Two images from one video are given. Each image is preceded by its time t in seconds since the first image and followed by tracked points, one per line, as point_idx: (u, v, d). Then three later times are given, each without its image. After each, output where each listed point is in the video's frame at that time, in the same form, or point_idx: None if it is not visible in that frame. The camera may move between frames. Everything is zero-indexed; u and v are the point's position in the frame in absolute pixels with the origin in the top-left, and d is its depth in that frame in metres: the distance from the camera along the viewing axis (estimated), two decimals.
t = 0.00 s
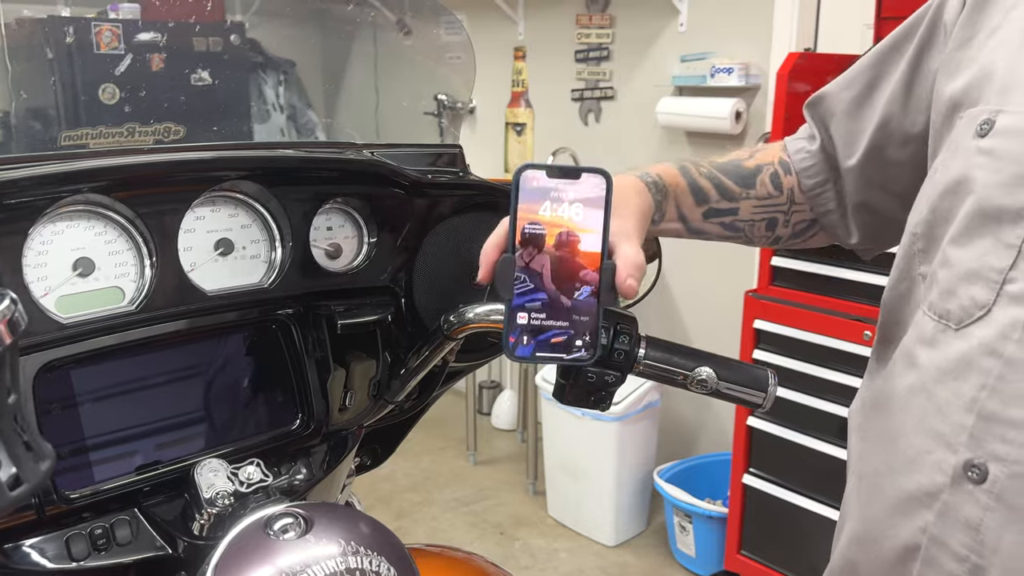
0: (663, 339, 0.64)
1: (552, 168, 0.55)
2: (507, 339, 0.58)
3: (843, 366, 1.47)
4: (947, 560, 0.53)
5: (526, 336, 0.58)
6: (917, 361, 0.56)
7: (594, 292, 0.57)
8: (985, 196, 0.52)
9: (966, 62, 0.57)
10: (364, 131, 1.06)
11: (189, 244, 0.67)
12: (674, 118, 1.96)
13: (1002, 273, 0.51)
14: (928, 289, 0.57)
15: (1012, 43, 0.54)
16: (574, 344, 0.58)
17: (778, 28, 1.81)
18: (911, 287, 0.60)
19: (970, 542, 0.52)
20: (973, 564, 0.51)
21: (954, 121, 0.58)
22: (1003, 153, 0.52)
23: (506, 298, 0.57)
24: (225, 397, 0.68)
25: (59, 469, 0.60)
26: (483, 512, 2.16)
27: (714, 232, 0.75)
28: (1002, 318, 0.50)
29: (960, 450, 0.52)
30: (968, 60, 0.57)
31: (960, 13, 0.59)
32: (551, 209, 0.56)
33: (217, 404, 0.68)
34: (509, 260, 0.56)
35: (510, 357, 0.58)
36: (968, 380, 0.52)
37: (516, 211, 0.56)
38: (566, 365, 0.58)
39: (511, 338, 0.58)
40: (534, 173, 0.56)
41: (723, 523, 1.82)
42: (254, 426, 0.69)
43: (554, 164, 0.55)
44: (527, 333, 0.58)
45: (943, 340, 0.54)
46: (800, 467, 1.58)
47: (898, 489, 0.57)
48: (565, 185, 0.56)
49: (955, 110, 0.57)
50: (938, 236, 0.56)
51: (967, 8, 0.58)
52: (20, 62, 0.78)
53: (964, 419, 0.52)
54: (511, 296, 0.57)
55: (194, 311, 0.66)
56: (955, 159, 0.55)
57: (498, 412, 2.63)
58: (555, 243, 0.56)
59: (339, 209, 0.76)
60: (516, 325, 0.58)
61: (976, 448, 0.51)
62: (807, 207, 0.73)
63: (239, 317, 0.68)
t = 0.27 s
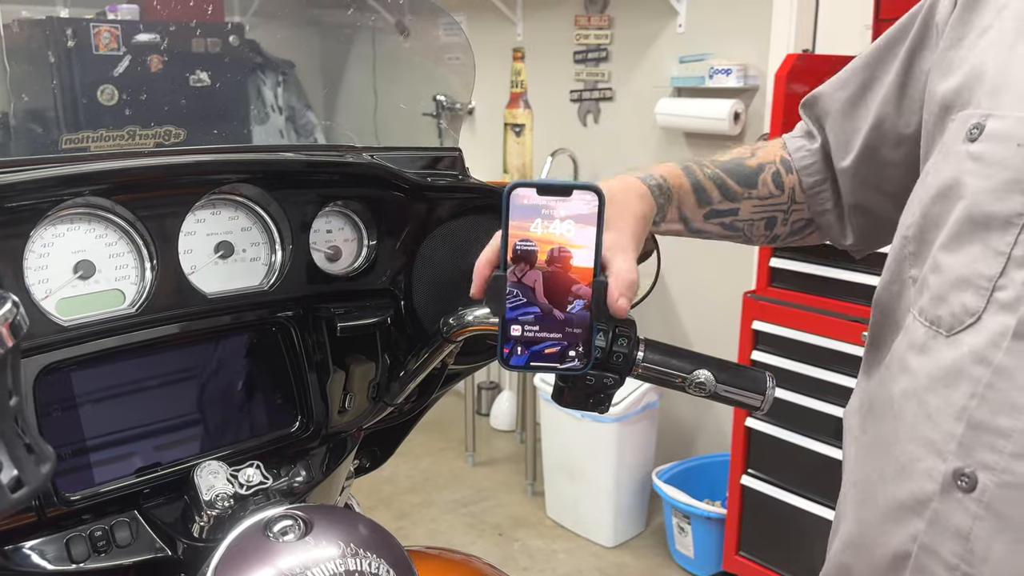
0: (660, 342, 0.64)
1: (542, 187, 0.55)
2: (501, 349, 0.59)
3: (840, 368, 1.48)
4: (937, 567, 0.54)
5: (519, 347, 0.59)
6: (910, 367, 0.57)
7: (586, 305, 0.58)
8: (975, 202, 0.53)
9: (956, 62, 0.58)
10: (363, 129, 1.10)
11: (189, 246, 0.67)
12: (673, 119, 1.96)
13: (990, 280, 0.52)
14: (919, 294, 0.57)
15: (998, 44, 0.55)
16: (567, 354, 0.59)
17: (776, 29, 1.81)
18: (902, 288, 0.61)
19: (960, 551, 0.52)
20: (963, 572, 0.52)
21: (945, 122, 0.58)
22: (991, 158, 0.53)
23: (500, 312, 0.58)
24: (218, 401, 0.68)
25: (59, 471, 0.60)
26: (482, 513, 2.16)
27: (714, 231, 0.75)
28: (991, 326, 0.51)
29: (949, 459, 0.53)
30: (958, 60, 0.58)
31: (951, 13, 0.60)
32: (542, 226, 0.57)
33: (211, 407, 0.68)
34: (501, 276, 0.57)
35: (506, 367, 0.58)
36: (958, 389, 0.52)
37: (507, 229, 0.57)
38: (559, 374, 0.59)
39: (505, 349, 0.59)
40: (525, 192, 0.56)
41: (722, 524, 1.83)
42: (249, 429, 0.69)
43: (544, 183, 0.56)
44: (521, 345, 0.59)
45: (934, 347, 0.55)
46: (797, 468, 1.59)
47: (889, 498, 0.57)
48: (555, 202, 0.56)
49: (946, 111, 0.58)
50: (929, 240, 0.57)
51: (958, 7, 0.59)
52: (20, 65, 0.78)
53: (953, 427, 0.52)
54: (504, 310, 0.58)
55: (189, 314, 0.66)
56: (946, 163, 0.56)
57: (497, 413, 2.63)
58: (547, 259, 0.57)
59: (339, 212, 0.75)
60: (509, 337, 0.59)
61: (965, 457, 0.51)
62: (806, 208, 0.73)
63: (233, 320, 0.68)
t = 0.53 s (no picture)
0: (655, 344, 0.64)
1: (540, 181, 0.57)
2: (499, 348, 0.58)
3: (837, 368, 1.48)
4: (934, 570, 0.54)
5: (518, 345, 0.59)
6: (903, 371, 0.57)
7: (584, 302, 0.59)
8: (968, 203, 0.54)
9: (948, 74, 0.59)
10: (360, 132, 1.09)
11: (185, 247, 0.67)
12: (671, 120, 1.96)
13: (985, 281, 0.52)
14: (913, 297, 0.58)
15: (985, 59, 0.56)
16: (565, 352, 0.59)
17: (774, 30, 1.82)
18: (897, 294, 0.62)
19: (960, 556, 0.52)
20: None
21: (936, 129, 0.59)
22: (982, 159, 0.53)
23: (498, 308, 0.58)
24: (214, 402, 0.68)
25: (56, 471, 0.60)
26: (480, 513, 2.16)
27: (739, 249, 0.76)
28: (987, 327, 0.52)
29: (948, 463, 0.53)
30: (949, 72, 0.59)
31: (941, 24, 0.61)
32: (541, 222, 0.57)
33: (206, 407, 0.68)
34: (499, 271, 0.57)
35: (504, 367, 0.58)
36: (955, 392, 0.53)
37: (506, 224, 0.57)
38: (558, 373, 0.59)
39: (503, 347, 0.58)
40: (524, 188, 0.57)
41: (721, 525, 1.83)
42: (244, 430, 0.69)
43: (542, 177, 0.57)
44: (519, 343, 0.59)
45: (928, 349, 0.55)
46: (796, 469, 1.59)
47: (884, 502, 0.57)
48: (554, 197, 0.57)
49: (936, 120, 0.59)
50: (922, 244, 0.58)
51: (949, 17, 0.60)
52: (20, 65, 0.79)
53: (951, 430, 0.53)
54: (502, 307, 0.58)
55: (186, 315, 0.67)
56: (937, 165, 0.57)
57: (496, 414, 2.63)
58: (545, 255, 0.58)
59: (335, 213, 0.76)
60: (507, 335, 0.59)
61: (965, 460, 0.52)
62: (835, 243, 0.74)
63: (225, 321, 0.69)
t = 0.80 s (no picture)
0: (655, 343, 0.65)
1: (542, 182, 0.57)
2: (500, 348, 0.59)
3: (834, 368, 1.49)
4: (922, 570, 0.54)
5: (518, 345, 0.59)
6: (893, 371, 0.58)
7: (584, 302, 0.59)
8: (955, 206, 0.54)
9: (942, 81, 0.59)
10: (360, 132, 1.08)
11: (187, 247, 0.67)
12: (670, 121, 1.97)
13: (971, 282, 0.53)
14: (903, 299, 0.59)
15: (977, 67, 0.56)
16: (565, 352, 0.59)
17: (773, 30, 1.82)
18: (891, 298, 0.63)
19: (947, 555, 0.52)
20: None
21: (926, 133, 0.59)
22: (971, 163, 0.54)
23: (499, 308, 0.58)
24: (213, 402, 0.68)
25: (57, 471, 0.61)
26: (479, 513, 2.17)
27: (739, 254, 0.76)
28: (973, 329, 0.52)
29: (934, 463, 0.53)
30: (943, 78, 0.59)
31: (933, 36, 0.61)
32: (542, 222, 0.57)
33: (205, 408, 0.68)
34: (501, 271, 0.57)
35: (505, 366, 0.58)
36: (941, 393, 0.53)
37: (507, 224, 0.57)
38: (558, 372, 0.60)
39: (504, 347, 0.59)
40: (525, 187, 0.57)
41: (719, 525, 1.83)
42: (243, 430, 0.69)
43: (543, 177, 0.57)
44: (520, 342, 0.59)
45: (917, 350, 0.56)
46: (794, 469, 1.59)
47: (874, 502, 0.58)
48: (555, 197, 0.57)
49: (927, 125, 0.59)
50: (913, 246, 0.59)
51: (941, 26, 0.60)
52: (20, 66, 0.79)
53: (938, 431, 0.53)
54: (503, 306, 0.58)
55: (187, 314, 0.67)
56: (927, 169, 0.57)
57: (496, 415, 2.63)
58: (546, 255, 0.58)
59: (336, 213, 0.76)
60: (508, 334, 0.59)
61: (950, 461, 0.52)
62: (832, 249, 0.74)
63: (224, 321, 0.69)
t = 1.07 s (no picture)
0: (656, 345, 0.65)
1: (541, 183, 0.56)
2: (500, 350, 0.59)
3: (833, 369, 1.49)
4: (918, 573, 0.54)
5: (518, 346, 0.59)
6: (888, 375, 0.58)
7: (584, 303, 0.59)
8: (949, 211, 0.54)
9: (935, 84, 0.59)
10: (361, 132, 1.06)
11: (186, 249, 0.67)
12: (669, 122, 1.97)
13: (966, 287, 0.53)
14: (898, 303, 0.59)
15: (970, 71, 0.56)
16: (565, 354, 0.59)
17: (772, 31, 1.82)
18: (887, 301, 0.63)
19: (942, 559, 0.53)
20: None
21: (921, 137, 0.59)
22: (965, 168, 0.54)
23: (498, 310, 0.58)
24: (212, 404, 0.68)
25: (57, 472, 0.61)
26: (478, 514, 2.16)
27: (734, 252, 0.77)
28: (968, 333, 0.52)
29: (930, 467, 0.53)
30: (937, 81, 0.59)
31: (926, 37, 0.61)
32: (541, 223, 0.57)
33: (203, 409, 0.68)
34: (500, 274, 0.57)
35: (505, 368, 0.59)
36: (937, 398, 0.53)
37: (506, 225, 0.57)
38: (558, 373, 0.60)
39: (504, 349, 0.59)
40: (524, 188, 0.56)
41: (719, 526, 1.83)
42: (242, 432, 0.69)
43: (543, 179, 0.56)
44: (519, 344, 0.59)
45: (912, 355, 0.56)
46: (793, 470, 1.59)
47: (870, 506, 0.58)
48: (555, 199, 0.57)
49: (921, 130, 0.59)
50: (907, 250, 0.59)
51: (934, 28, 0.60)
52: (20, 68, 0.79)
53: (933, 435, 0.53)
54: (502, 309, 0.58)
55: (187, 316, 0.67)
56: (922, 172, 0.57)
57: (495, 415, 2.63)
58: (546, 257, 0.57)
59: (336, 214, 0.76)
60: (508, 336, 0.59)
61: (946, 465, 0.52)
62: (828, 249, 0.74)
63: (223, 324, 0.69)
